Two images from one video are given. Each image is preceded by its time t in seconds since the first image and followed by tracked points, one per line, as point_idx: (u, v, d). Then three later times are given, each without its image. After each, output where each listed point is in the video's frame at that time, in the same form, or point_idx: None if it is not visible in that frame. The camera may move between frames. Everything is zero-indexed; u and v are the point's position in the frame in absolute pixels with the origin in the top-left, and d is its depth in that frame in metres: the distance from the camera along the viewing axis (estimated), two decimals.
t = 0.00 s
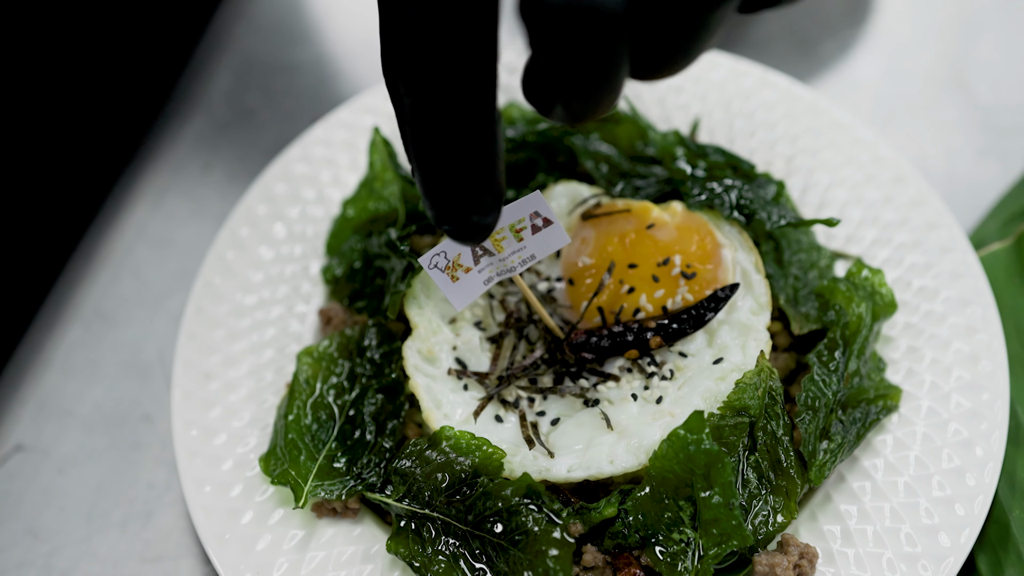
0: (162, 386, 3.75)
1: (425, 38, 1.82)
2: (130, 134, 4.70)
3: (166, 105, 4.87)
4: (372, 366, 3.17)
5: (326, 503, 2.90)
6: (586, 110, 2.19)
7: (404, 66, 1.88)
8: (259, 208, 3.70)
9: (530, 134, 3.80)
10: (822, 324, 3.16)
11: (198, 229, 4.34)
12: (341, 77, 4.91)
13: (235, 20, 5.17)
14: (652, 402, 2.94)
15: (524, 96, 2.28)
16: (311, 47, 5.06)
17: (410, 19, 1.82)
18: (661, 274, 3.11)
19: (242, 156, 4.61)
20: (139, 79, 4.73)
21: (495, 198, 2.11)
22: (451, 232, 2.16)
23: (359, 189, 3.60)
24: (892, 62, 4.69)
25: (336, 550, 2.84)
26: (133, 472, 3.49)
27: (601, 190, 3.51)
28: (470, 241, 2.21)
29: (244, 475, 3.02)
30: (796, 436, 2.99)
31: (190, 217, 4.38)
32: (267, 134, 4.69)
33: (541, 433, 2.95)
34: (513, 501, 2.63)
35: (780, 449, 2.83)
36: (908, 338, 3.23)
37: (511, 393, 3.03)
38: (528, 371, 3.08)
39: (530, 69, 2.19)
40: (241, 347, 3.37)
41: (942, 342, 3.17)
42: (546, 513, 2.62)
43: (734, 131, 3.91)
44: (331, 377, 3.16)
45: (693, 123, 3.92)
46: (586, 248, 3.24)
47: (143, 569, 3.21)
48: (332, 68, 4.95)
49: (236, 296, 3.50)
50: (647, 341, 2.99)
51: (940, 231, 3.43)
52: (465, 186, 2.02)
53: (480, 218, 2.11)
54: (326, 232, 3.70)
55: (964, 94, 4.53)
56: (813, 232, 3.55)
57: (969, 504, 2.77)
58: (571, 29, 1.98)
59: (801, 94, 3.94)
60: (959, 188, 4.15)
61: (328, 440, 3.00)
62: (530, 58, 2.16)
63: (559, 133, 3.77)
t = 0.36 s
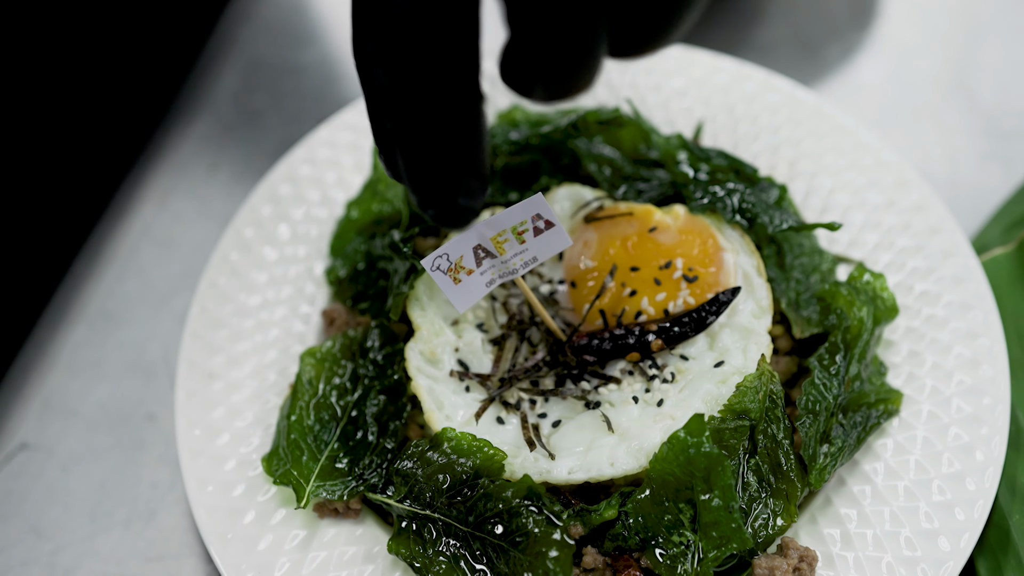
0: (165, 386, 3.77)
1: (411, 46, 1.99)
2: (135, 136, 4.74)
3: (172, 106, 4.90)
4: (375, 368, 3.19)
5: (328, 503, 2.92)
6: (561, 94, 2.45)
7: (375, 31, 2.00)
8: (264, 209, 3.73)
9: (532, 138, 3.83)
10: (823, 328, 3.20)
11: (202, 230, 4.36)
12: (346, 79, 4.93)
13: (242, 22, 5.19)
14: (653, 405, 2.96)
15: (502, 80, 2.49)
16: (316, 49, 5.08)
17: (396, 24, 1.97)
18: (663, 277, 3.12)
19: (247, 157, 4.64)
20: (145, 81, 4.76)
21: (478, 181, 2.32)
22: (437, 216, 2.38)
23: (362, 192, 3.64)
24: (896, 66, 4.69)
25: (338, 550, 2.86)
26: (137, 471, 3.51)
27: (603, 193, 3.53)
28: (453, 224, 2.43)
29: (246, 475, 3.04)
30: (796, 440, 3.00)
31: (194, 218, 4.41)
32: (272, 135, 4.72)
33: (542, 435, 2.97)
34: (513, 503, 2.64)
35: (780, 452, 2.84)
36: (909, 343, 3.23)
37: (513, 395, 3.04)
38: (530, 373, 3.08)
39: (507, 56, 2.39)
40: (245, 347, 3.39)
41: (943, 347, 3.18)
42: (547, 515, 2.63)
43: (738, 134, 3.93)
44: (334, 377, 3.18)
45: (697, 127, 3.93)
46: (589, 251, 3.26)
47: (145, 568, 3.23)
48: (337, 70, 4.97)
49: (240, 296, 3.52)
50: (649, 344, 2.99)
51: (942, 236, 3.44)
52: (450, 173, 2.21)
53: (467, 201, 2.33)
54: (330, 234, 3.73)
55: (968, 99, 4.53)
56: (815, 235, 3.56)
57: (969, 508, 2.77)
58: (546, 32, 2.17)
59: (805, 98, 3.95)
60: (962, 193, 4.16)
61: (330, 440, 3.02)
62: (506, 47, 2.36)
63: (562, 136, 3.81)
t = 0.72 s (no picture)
0: (168, 386, 3.80)
1: None
2: (139, 136, 4.77)
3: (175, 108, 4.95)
4: (376, 370, 3.22)
5: (328, 504, 2.94)
6: None
7: None
8: (267, 210, 3.75)
9: (536, 140, 3.81)
10: (823, 332, 3.21)
11: (206, 232, 4.39)
12: (350, 82, 4.96)
13: (245, 23, 5.22)
14: (652, 408, 2.97)
15: None
16: (321, 52, 5.11)
17: None
18: (663, 281, 3.14)
19: (251, 159, 4.66)
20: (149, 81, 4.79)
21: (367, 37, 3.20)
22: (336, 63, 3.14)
23: (365, 193, 3.65)
24: (898, 71, 4.70)
25: (338, 551, 2.88)
26: (139, 471, 3.54)
27: (604, 196, 3.55)
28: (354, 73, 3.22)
29: (247, 475, 3.06)
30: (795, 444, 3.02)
31: (198, 220, 4.43)
32: (275, 137, 4.74)
33: (542, 437, 2.98)
34: (512, 505, 2.66)
35: (779, 456, 2.85)
36: (909, 347, 3.24)
37: (513, 397, 3.07)
38: (530, 376, 3.10)
39: None
40: (247, 348, 3.42)
41: (942, 351, 3.18)
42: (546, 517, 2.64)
43: (739, 139, 3.94)
44: (335, 379, 3.20)
45: (698, 131, 3.95)
46: (589, 254, 3.27)
47: (147, 568, 3.25)
48: (342, 73, 5.00)
49: (243, 297, 3.54)
50: (648, 347, 3.00)
51: (943, 241, 3.45)
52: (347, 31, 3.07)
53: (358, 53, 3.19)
54: (333, 236, 3.75)
55: (969, 104, 4.54)
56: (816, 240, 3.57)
57: (967, 512, 2.78)
58: None
59: (807, 103, 3.95)
60: (963, 198, 4.16)
61: (331, 441, 3.04)
62: None
63: (564, 140, 3.80)
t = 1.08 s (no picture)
0: (169, 387, 3.81)
1: None
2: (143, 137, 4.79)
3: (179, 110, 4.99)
4: (375, 371, 3.24)
5: (327, 505, 2.96)
6: None
7: None
8: (269, 211, 3.77)
9: (537, 143, 3.83)
10: (821, 336, 3.22)
11: (209, 233, 4.41)
12: (353, 84, 4.98)
13: (249, 27, 5.28)
14: (650, 410, 2.98)
15: None
16: (324, 54, 5.13)
17: None
18: (663, 284, 3.15)
19: (255, 161, 4.69)
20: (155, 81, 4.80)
21: None
22: None
23: (367, 194, 3.66)
24: (900, 75, 4.71)
25: (336, 551, 2.89)
26: (139, 470, 3.56)
27: (604, 199, 3.56)
28: None
29: (247, 476, 3.07)
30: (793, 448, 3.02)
31: (201, 222, 4.46)
32: (277, 140, 4.76)
33: (541, 439, 2.99)
34: (510, 507, 2.67)
35: (776, 459, 2.86)
36: (907, 351, 3.25)
37: (512, 399, 3.09)
38: (529, 378, 3.12)
39: None
40: (247, 349, 3.44)
41: (941, 356, 3.19)
42: (543, 519, 2.66)
43: (740, 142, 3.96)
44: (335, 380, 3.22)
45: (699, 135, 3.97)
46: (589, 256, 3.28)
47: (147, 567, 3.27)
48: (345, 75, 5.02)
49: (244, 298, 3.56)
50: (647, 350, 3.02)
51: (942, 245, 3.45)
52: None
53: None
54: (334, 237, 3.77)
55: (970, 108, 4.55)
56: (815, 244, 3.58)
57: (964, 517, 2.78)
58: None
59: (807, 107, 3.96)
60: (963, 203, 4.17)
61: (330, 442, 3.05)
62: None
63: (565, 143, 3.82)
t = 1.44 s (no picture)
0: (172, 387, 3.85)
1: None
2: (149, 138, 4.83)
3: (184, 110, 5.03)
4: (378, 371, 3.26)
5: (329, 505, 2.98)
6: None
7: None
8: (273, 213, 3.80)
9: (540, 146, 3.85)
10: (822, 340, 3.23)
11: (213, 234, 4.44)
12: (358, 87, 5.01)
13: (254, 28, 5.31)
14: (650, 413, 2.99)
15: None
16: (330, 57, 5.16)
17: None
18: (663, 287, 3.17)
19: (259, 162, 4.72)
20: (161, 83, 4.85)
21: None
22: None
23: (371, 196, 3.68)
24: (904, 80, 4.72)
25: (337, 551, 2.91)
26: (143, 469, 3.59)
27: (606, 202, 3.58)
28: None
29: (249, 475, 3.10)
30: (792, 451, 3.03)
31: (205, 223, 4.49)
32: (281, 141, 4.79)
33: (541, 441, 3.01)
34: (510, 507, 2.69)
35: (775, 462, 2.87)
36: (908, 355, 3.26)
37: (513, 401, 3.11)
38: (530, 380, 3.14)
39: None
40: (251, 350, 3.46)
41: (941, 360, 3.20)
42: (543, 520, 2.70)
43: (742, 146, 3.97)
44: (337, 381, 3.24)
45: (701, 139, 3.99)
46: (590, 259, 3.30)
47: (149, 565, 3.29)
48: (350, 77, 5.05)
49: (248, 299, 3.59)
50: (647, 353, 3.04)
51: (943, 250, 3.46)
52: None
53: None
54: (337, 239, 3.80)
55: (973, 114, 4.55)
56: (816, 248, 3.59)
57: (963, 521, 2.79)
58: None
59: (810, 111, 3.97)
60: (966, 208, 4.18)
61: (332, 443, 3.08)
62: None
63: (567, 147, 3.84)
